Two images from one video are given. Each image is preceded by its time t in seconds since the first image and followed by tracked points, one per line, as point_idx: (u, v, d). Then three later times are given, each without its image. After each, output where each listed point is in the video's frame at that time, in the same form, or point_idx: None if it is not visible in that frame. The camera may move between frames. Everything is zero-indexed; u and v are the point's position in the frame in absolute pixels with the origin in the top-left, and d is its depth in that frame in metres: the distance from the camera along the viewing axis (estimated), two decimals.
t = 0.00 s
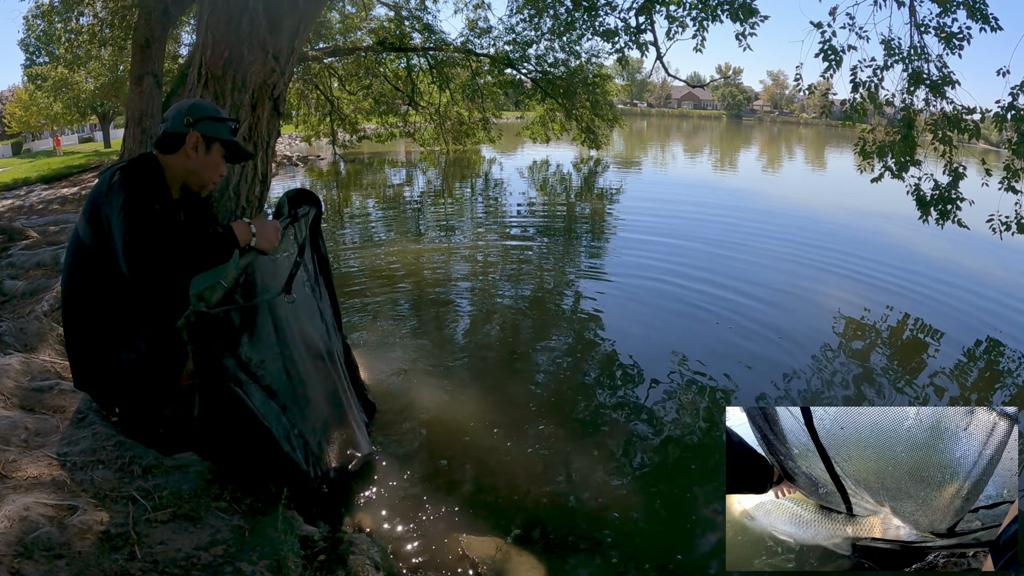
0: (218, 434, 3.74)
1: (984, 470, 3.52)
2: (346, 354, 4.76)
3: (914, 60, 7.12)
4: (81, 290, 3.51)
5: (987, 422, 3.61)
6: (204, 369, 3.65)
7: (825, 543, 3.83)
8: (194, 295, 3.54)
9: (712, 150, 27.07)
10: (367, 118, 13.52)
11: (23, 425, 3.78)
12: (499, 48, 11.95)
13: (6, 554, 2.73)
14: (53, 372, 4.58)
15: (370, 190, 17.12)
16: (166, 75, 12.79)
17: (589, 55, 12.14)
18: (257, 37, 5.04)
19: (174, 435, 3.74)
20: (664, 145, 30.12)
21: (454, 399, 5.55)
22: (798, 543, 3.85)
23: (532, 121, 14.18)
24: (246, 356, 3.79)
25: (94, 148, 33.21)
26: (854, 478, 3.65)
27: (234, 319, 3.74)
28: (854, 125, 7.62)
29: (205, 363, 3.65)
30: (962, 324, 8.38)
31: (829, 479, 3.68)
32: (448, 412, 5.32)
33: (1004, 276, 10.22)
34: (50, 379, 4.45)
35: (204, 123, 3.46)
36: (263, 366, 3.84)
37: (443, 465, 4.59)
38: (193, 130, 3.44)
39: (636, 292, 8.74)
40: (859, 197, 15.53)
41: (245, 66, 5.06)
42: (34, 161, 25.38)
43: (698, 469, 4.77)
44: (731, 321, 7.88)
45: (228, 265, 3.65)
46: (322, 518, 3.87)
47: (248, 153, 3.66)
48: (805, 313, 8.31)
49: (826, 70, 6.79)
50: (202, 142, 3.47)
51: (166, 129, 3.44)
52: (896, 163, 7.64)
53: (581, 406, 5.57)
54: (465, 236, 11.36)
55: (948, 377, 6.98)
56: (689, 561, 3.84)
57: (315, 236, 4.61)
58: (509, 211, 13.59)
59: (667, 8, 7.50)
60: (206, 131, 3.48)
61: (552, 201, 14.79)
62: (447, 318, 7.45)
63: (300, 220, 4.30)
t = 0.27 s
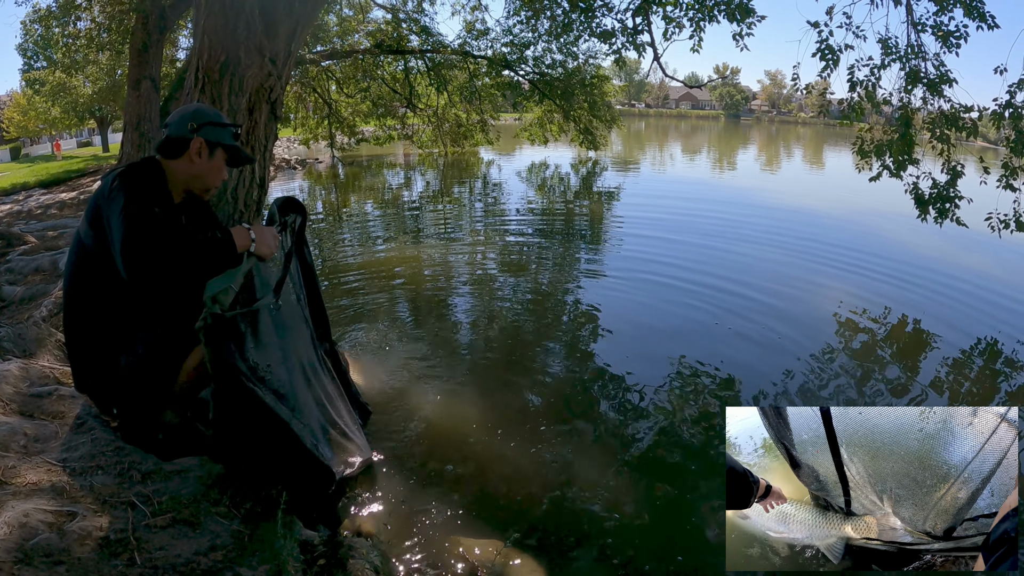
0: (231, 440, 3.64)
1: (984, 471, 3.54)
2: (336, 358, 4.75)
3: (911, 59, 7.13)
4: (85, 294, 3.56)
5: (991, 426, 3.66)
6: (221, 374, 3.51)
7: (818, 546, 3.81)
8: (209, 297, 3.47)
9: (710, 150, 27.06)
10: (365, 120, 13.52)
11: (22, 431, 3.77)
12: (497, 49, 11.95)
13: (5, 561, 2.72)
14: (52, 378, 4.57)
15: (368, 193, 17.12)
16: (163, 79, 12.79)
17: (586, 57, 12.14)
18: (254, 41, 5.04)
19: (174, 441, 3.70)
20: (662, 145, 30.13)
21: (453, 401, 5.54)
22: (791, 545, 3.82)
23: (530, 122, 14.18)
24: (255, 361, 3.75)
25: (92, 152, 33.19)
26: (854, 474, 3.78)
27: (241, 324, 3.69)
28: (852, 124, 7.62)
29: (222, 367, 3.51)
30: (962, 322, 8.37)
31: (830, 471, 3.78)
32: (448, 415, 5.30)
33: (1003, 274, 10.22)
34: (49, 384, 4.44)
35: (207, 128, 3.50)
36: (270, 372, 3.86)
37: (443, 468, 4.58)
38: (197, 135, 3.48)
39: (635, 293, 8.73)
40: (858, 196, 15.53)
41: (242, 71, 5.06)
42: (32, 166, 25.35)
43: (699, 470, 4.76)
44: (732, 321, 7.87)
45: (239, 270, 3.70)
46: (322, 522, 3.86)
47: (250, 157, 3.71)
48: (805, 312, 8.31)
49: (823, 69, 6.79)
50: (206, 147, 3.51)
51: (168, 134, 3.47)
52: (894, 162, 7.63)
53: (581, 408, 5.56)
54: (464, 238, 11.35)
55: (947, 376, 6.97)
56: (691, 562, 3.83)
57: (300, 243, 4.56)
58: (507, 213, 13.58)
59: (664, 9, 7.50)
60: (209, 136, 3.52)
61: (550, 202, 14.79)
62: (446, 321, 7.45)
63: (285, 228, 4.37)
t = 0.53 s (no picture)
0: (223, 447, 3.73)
1: (983, 478, 3.47)
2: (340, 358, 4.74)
3: (912, 61, 7.13)
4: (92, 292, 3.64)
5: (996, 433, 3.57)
6: (216, 382, 3.60)
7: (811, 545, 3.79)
8: (204, 308, 3.48)
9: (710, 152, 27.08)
10: (365, 121, 13.53)
11: (23, 431, 3.77)
12: (498, 51, 11.96)
13: (8, 561, 2.72)
14: (53, 378, 4.56)
15: (368, 193, 17.13)
16: (164, 79, 12.80)
17: (587, 58, 12.15)
18: (256, 41, 5.05)
19: (175, 442, 3.78)
20: (662, 147, 30.14)
21: (454, 403, 5.54)
22: (785, 546, 3.75)
23: (531, 124, 14.19)
24: (251, 366, 3.77)
25: (92, 152, 33.22)
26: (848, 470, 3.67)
27: (238, 331, 3.70)
28: (853, 126, 7.63)
29: (216, 374, 3.59)
30: (962, 324, 8.37)
31: (824, 474, 3.69)
32: (449, 416, 5.30)
33: (1003, 276, 10.22)
34: (51, 384, 4.43)
35: (213, 131, 3.50)
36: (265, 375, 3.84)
37: (444, 469, 4.58)
38: (203, 138, 3.48)
39: (636, 294, 8.74)
40: (858, 198, 15.54)
41: (244, 71, 5.06)
42: (32, 166, 25.34)
43: (700, 471, 4.76)
44: (733, 322, 7.87)
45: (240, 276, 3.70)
46: (324, 523, 3.88)
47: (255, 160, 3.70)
48: (806, 314, 8.31)
49: (824, 71, 6.80)
50: (212, 150, 3.50)
51: (175, 136, 3.48)
52: (895, 164, 7.63)
53: (582, 409, 5.56)
54: (464, 239, 11.36)
55: (948, 378, 6.97)
56: (693, 564, 3.83)
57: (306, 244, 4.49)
58: (507, 214, 13.58)
59: (666, 11, 7.51)
60: (215, 139, 3.52)
61: (550, 203, 14.80)
62: (447, 322, 7.44)
63: (289, 226, 4.33)
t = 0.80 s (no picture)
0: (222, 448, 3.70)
1: (983, 486, 3.51)
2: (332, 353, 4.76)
3: (910, 60, 7.14)
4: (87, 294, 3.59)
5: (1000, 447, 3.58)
6: (217, 384, 3.60)
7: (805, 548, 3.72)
8: (205, 311, 3.47)
9: (708, 151, 27.11)
10: (364, 121, 13.53)
11: (23, 432, 3.76)
12: (496, 50, 11.96)
13: (9, 562, 2.73)
14: (53, 378, 4.56)
15: (367, 193, 17.14)
16: (162, 79, 12.80)
17: (585, 57, 12.15)
18: (254, 41, 5.05)
19: (174, 441, 3.78)
20: (660, 146, 30.16)
21: (453, 402, 5.54)
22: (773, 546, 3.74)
23: (529, 123, 14.19)
24: (251, 368, 3.74)
25: (91, 153, 33.19)
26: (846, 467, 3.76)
27: (238, 332, 3.68)
28: (851, 125, 7.64)
29: (217, 376, 3.59)
30: (960, 322, 8.38)
31: (822, 470, 3.77)
32: (448, 415, 5.31)
33: (1001, 274, 10.24)
34: (50, 385, 4.43)
35: (213, 133, 3.50)
36: (264, 378, 3.83)
37: (444, 467, 4.59)
38: (203, 139, 3.48)
39: (635, 292, 8.77)
40: (856, 196, 15.55)
41: (242, 72, 5.06)
42: (29, 167, 25.29)
43: (700, 470, 4.76)
44: (732, 321, 7.88)
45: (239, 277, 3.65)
46: (324, 522, 3.88)
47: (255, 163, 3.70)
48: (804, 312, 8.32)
49: (822, 70, 6.81)
50: (211, 152, 3.51)
51: (175, 137, 3.47)
52: (893, 162, 7.64)
53: (581, 408, 5.56)
54: (463, 239, 11.36)
55: (945, 375, 6.99)
56: (693, 562, 3.83)
57: (300, 240, 4.46)
58: (506, 213, 13.59)
59: (664, 10, 7.51)
60: (215, 140, 3.52)
61: (549, 202, 14.81)
62: (446, 321, 7.45)
63: (285, 224, 4.28)
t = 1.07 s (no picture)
0: (217, 456, 3.78)
1: (981, 492, 3.37)
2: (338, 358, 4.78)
3: (914, 59, 7.13)
4: (87, 298, 3.58)
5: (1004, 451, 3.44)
6: (214, 396, 3.72)
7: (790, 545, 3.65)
8: (191, 330, 3.56)
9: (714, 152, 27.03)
10: (369, 124, 13.56)
11: (31, 435, 3.78)
12: (501, 53, 11.97)
13: (16, 563, 2.74)
14: (60, 382, 4.58)
15: (372, 196, 17.18)
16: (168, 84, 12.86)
17: (590, 59, 12.15)
18: (259, 46, 5.07)
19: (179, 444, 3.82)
20: (665, 147, 30.13)
21: (459, 405, 5.54)
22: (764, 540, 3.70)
23: (534, 125, 14.19)
24: (249, 380, 3.86)
25: (98, 157, 33.35)
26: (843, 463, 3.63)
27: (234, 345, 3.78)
28: (856, 125, 7.62)
29: (206, 390, 3.70)
30: (967, 323, 8.34)
31: (818, 463, 3.66)
32: (454, 418, 5.30)
33: (1008, 274, 10.18)
34: (58, 388, 4.45)
35: (218, 136, 3.49)
36: (263, 389, 3.91)
37: (449, 470, 4.59)
38: (208, 142, 3.47)
39: (640, 294, 8.74)
40: (862, 197, 15.50)
41: (248, 76, 5.08)
42: (36, 171, 25.41)
43: (706, 472, 4.75)
44: (736, 322, 7.86)
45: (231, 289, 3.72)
46: (331, 525, 3.88)
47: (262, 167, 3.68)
48: (809, 314, 8.29)
49: (826, 70, 6.80)
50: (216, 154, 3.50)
51: (181, 140, 3.49)
52: (898, 163, 7.61)
53: (586, 410, 5.56)
54: (469, 242, 11.36)
55: (952, 376, 6.96)
56: (700, 563, 3.82)
57: (306, 244, 4.47)
58: (511, 216, 13.58)
59: (668, 11, 7.51)
60: (221, 143, 3.52)
61: (555, 205, 14.81)
62: (452, 324, 7.46)
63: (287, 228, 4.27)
